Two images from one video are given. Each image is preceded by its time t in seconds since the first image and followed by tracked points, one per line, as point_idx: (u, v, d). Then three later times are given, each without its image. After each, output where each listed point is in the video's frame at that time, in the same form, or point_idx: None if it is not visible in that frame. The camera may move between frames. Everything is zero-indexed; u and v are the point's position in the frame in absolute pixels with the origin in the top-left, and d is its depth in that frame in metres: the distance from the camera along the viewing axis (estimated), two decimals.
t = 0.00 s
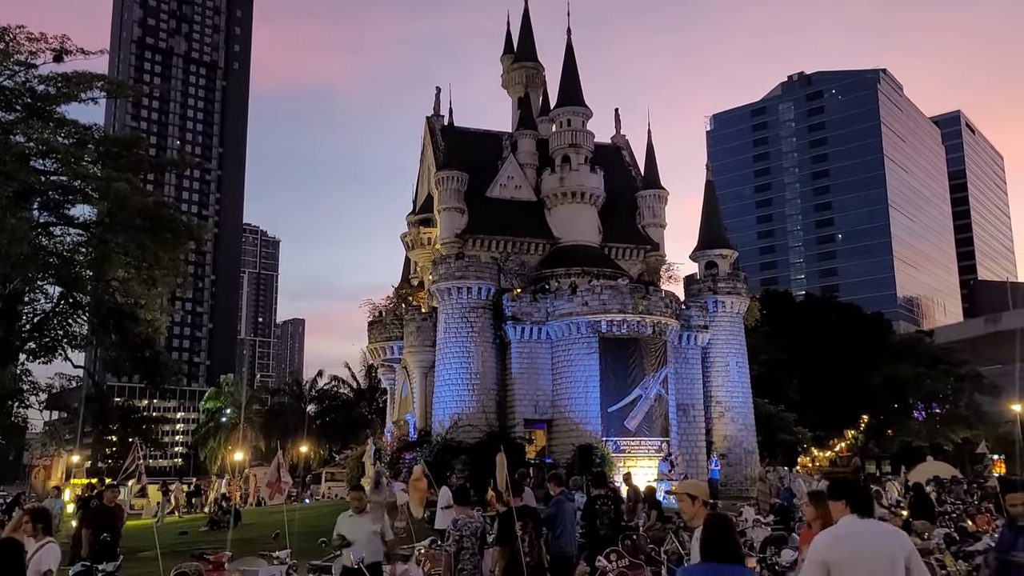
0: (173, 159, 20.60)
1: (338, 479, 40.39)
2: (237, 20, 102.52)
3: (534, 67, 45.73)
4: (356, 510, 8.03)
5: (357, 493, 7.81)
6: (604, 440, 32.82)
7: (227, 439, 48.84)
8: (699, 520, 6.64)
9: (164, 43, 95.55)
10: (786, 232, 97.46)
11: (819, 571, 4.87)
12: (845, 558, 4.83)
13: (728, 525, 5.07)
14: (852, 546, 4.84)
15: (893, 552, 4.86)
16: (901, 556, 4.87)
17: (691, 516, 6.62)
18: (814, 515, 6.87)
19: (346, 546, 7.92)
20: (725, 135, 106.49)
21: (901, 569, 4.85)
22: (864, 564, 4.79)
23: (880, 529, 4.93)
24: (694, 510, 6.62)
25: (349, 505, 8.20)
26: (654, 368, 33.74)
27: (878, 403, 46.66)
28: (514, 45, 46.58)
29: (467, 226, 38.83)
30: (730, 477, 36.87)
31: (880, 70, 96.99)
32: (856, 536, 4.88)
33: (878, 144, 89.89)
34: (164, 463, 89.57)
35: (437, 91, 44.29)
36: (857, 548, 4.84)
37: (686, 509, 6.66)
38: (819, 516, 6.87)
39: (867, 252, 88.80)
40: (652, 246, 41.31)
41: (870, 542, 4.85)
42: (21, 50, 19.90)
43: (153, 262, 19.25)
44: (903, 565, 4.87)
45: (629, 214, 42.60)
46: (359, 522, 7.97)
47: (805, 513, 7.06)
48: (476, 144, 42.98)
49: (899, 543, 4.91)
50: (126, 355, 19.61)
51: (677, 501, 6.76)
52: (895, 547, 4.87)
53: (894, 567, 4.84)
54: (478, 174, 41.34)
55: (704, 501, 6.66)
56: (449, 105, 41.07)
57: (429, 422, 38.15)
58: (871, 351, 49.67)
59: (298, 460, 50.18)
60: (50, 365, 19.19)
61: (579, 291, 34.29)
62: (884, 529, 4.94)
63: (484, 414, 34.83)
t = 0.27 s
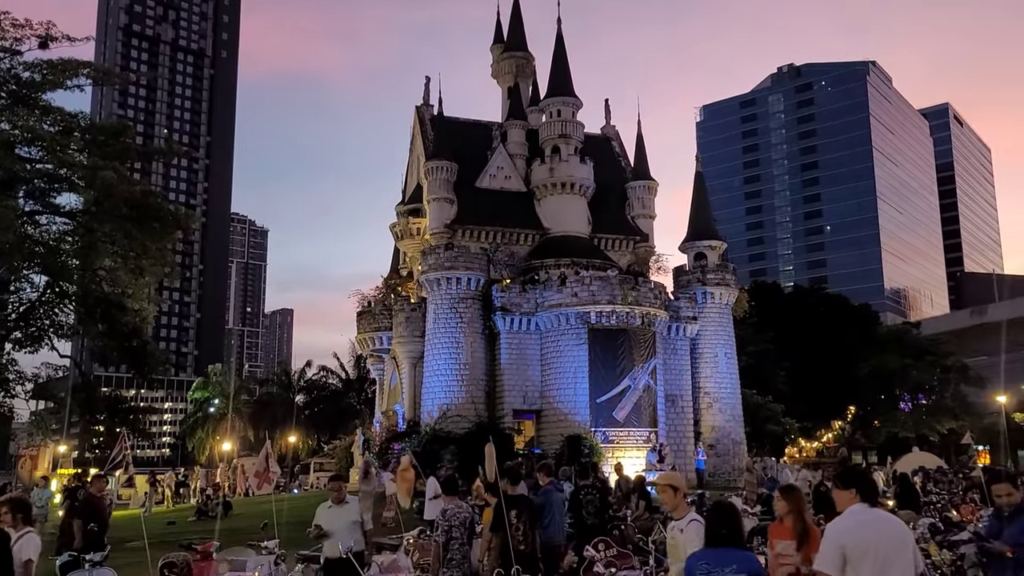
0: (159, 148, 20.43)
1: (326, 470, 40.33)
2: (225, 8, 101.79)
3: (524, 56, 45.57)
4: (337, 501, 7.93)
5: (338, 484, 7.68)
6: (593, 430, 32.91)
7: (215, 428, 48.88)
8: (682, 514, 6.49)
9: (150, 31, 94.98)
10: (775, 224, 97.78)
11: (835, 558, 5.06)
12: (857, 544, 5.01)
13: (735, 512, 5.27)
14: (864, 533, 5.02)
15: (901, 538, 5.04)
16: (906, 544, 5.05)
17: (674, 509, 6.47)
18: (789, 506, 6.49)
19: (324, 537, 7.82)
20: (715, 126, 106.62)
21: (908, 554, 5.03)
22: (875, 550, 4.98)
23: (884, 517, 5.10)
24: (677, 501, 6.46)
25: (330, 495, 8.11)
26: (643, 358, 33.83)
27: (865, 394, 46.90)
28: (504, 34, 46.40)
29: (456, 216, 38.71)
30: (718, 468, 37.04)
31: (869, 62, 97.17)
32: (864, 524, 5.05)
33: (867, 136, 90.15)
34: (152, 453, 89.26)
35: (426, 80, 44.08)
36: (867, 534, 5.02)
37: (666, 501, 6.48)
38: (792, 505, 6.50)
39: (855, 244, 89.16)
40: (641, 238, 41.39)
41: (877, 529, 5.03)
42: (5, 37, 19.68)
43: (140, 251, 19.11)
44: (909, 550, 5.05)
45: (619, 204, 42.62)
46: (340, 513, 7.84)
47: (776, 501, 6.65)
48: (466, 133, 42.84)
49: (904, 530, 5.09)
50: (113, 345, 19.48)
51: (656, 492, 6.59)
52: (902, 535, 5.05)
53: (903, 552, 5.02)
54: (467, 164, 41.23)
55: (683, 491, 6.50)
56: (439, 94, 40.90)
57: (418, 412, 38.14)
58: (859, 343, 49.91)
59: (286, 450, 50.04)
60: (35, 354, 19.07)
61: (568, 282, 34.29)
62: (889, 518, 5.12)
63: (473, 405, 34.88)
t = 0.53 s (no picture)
0: (154, 138, 20.31)
1: (322, 461, 40.34)
2: None
3: (520, 47, 45.43)
4: (329, 493, 7.93)
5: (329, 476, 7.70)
6: (589, 421, 32.97)
7: (210, 420, 48.80)
8: (674, 506, 6.07)
9: (145, 20, 94.57)
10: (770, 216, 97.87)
11: (840, 551, 5.03)
12: (859, 534, 5.01)
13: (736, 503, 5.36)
14: (866, 524, 5.02)
15: (899, 530, 5.07)
16: (905, 535, 5.07)
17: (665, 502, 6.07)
18: (761, 494, 6.60)
19: (317, 532, 7.84)
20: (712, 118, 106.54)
21: (907, 545, 5.05)
22: (878, 540, 4.98)
23: (883, 508, 5.11)
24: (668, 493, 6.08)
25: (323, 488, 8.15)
26: (639, 350, 33.88)
27: (860, 385, 47.00)
28: (500, 25, 46.23)
29: (452, 207, 38.64)
30: (712, 459, 37.10)
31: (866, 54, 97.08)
32: (863, 515, 5.06)
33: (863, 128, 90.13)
34: (147, 445, 89.21)
35: (422, 70, 43.93)
36: (868, 525, 5.02)
37: (657, 491, 6.08)
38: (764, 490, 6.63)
39: (851, 236, 89.27)
40: (637, 229, 41.39)
41: (876, 519, 5.04)
42: None
43: (135, 242, 19.03)
44: (908, 541, 5.06)
45: (615, 196, 42.59)
46: (332, 506, 7.84)
47: (751, 491, 6.81)
48: (461, 124, 42.73)
49: (901, 522, 5.12)
50: (108, 337, 19.39)
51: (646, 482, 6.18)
52: (901, 525, 5.08)
53: (902, 544, 5.05)
54: (463, 155, 41.14)
55: (674, 482, 6.11)
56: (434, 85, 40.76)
57: (413, 404, 38.17)
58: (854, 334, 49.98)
59: (281, 441, 50.18)
60: (29, 345, 19.06)
61: (564, 274, 34.29)
62: (887, 510, 5.12)
63: (468, 396, 34.93)
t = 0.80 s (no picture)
0: (147, 130, 20.20)
1: (316, 455, 40.31)
2: None
3: (514, 40, 45.36)
4: (324, 488, 7.62)
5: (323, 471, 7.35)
6: (583, 415, 33.05)
7: (204, 413, 48.75)
8: (660, 501, 5.60)
9: (137, 12, 94.07)
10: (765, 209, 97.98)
11: (829, 548, 5.02)
12: (849, 529, 5.00)
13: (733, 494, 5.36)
14: (855, 518, 5.01)
15: (889, 522, 5.10)
16: (893, 528, 5.09)
17: (651, 496, 5.61)
18: (741, 486, 6.74)
19: (309, 527, 7.60)
20: (706, 111, 106.59)
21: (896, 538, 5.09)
22: (867, 532, 4.98)
23: (872, 501, 5.12)
24: (653, 487, 5.63)
25: (317, 482, 7.88)
26: (634, 343, 33.92)
27: (853, 378, 47.15)
28: (494, 17, 46.12)
29: (446, 200, 38.57)
30: (706, 452, 37.21)
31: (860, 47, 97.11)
32: (852, 509, 5.06)
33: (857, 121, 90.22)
34: (141, 438, 89.06)
35: (416, 63, 43.83)
36: (857, 519, 5.01)
37: (643, 483, 5.63)
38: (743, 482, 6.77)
39: (844, 229, 89.43)
40: (632, 223, 41.43)
41: (865, 513, 5.04)
42: None
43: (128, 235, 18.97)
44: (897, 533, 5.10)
45: (609, 189, 42.58)
46: (326, 502, 7.53)
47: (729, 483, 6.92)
48: (455, 117, 42.65)
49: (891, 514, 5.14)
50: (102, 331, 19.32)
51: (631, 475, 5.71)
52: (889, 518, 5.11)
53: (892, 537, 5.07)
54: (457, 148, 41.08)
55: (661, 474, 5.68)
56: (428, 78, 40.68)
57: (408, 397, 38.18)
58: (847, 327, 50.12)
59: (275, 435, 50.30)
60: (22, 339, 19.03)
61: (558, 267, 34.28)
62: (874, 502, 5.14)
63: (462, 389, 34.95)
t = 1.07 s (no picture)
0: (139, 122, 20.08)
1: (310, 448, 40.28)
2: None
3: (508, 33, 45.28)
4: (323, 479, 7.79)
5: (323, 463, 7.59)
6: (575, 408, 33.09)
7: (197, 406, 48.66)
8: (642, 497, 5.33)
9: (128, 3, 93.50)
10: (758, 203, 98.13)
11: (807, 542, 5.06)
12: (828, 524, 5.03)
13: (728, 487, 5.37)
14: (833, 514, 5.04)
15: (871, 515, 5.11)
16: (875, 522, 5.10)
17: (632, 492, 5.34)
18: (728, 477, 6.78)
19: (305, 518, 7.72)
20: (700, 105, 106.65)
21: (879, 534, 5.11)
22: (845, 528, 5.01)
23: (857, 497, 5.14)
24: (633, 485, 5.35)
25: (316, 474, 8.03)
26: (627, 337, 33.95)
27: (845, 372, 47.32)
28: (487, 10, 46.01)
29: (439, 193, 38.48)
30: (698, 445, 37.31)
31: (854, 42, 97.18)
32: (831, 504, 5.07)
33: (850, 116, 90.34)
34: (133, 432, 88.88)
35: (410, 56, 43.71)
36: (837, 515, 5.04)
37: (625, 479, 5.37)
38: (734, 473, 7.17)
39: (837, 223, 89.64)
40: (625, 216, 41.44)
41: (844, 510, 5.06)
42: None
43: (119, 228, 18.88)
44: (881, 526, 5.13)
45: (603, 183, 42.56)
46: (323, 493, 7.73)
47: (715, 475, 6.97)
48: (449, 110, 42.54)
49: (873, 506, 5.16)
50: (93, 324, 19.24)
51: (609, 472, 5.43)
52: (872, 509, 5.12)
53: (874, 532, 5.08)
54: (450, 141, 40.99)
55: (641, 471, 5.43)
56: (421, 70, 40.58)
57: (401, 390, 38.18)
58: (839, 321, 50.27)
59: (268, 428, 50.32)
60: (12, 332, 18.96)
61: (552, 261, 34.27)
62: (855, 493, 5.16)
63: (456, 382, 34.98)
